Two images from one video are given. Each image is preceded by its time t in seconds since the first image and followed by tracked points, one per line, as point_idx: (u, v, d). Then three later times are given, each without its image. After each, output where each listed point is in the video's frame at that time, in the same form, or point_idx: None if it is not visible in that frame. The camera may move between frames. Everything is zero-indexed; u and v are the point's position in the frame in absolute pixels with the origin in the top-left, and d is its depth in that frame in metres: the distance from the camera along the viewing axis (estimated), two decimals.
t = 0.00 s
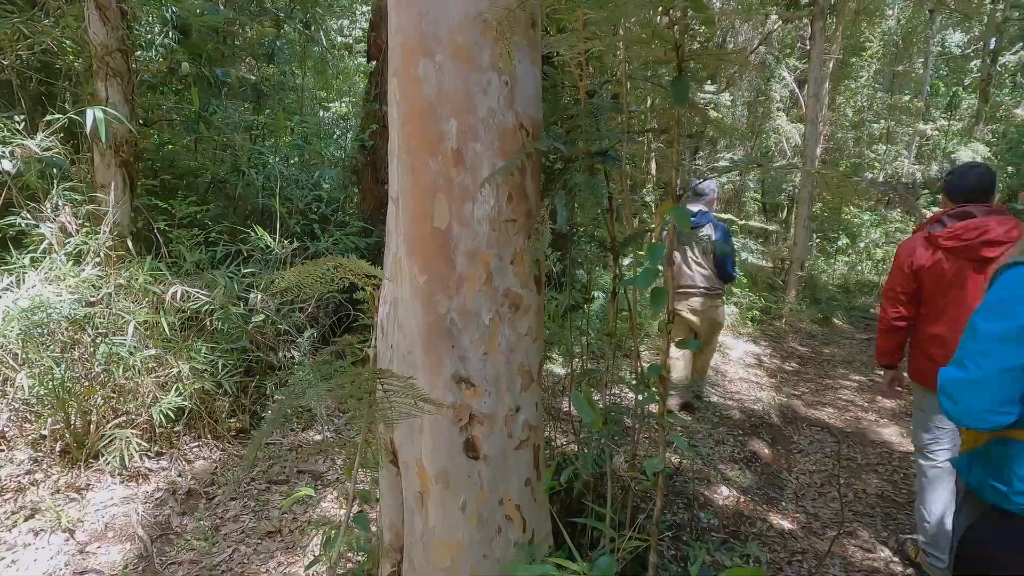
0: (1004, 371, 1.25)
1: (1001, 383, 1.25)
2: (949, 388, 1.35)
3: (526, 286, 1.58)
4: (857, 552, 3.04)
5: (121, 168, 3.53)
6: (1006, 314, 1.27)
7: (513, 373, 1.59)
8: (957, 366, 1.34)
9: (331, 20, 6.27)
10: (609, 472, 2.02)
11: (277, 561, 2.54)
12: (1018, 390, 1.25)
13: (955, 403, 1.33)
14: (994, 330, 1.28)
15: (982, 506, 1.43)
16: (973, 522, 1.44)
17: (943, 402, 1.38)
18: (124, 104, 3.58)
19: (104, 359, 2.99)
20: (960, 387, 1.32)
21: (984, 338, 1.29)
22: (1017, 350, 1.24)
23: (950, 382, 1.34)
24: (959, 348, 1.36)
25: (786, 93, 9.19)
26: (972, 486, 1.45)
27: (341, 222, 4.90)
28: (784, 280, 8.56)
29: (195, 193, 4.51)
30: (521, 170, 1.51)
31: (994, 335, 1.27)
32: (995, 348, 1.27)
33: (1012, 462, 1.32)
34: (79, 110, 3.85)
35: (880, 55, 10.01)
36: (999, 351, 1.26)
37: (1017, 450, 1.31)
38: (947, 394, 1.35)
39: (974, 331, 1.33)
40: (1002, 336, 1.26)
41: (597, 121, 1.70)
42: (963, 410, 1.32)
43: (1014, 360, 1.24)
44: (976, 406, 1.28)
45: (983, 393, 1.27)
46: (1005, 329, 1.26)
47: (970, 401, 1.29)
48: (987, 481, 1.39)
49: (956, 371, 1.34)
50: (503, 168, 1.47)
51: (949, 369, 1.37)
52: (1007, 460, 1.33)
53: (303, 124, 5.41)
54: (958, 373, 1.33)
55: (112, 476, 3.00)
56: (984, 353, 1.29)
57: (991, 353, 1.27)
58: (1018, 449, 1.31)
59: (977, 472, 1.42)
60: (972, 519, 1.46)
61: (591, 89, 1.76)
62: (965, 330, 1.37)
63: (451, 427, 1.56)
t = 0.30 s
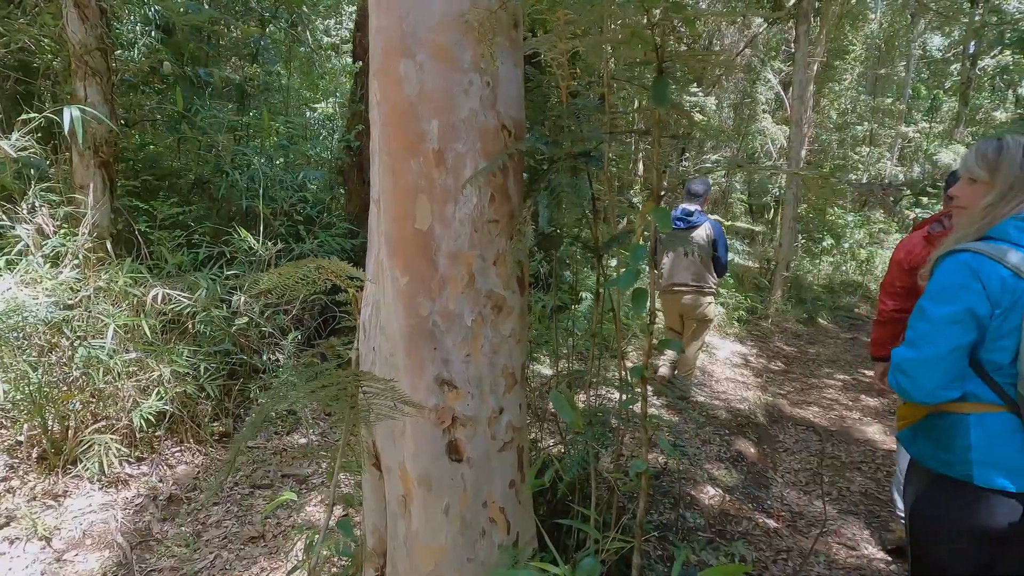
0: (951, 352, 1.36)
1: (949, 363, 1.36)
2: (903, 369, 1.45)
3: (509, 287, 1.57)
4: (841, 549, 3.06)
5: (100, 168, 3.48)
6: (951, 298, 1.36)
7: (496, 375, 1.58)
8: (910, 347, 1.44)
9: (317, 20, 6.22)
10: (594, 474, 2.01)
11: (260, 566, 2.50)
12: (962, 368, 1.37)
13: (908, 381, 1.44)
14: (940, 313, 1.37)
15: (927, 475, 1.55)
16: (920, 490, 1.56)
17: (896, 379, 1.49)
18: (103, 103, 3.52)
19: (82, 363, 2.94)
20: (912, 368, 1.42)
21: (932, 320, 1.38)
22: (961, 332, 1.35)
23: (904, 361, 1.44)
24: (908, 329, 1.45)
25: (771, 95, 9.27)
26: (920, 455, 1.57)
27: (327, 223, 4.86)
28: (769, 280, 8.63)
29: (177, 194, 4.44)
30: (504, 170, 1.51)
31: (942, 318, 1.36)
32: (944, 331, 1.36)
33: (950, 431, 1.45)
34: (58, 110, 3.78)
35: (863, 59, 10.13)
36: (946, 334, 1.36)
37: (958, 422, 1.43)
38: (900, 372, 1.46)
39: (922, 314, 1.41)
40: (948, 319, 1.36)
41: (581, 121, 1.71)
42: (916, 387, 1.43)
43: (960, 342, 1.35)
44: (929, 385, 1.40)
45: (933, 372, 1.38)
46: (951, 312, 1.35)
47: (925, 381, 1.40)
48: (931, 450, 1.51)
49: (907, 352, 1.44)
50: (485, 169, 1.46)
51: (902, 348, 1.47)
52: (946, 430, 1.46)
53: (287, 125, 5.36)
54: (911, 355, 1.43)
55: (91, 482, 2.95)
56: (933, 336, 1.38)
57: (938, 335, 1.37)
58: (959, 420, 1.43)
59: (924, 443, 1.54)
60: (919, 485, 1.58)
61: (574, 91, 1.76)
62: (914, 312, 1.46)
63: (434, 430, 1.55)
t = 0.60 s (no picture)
0: (934, 348, 1.41)
1: (933, 359, 1.41)
2: (888, 370, 1.47)
3: (480, 289, 1.56)
4: (816, 545, 3.11)
5: (67, 169, 3.39)
6: (928, 297, 1.41)
7: (469, 377, 1.57)
8: (894, 347, 1.46)
9: (295, 19, 6.15)
10: (568, 475, 2.00)
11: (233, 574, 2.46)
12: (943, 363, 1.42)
13: (896, 381, 1.46)
14: (922, 312, 1.41)
15: (906, 467, 1.60)
16: (899, 482, 1.60)
17: (878, 379, 1.51)
18: (70, 103, 3.43)
19: (47, 369, 2.87)
20: (897, 367, 1.45)
21: (914, 320, 1.42)
22: (941, 328, 1.40)
23: (892, 361, 1.45)
24: (888, 329, 1.48)
25: (749, 98, 9.39)
26: (897, 449, 1.62)
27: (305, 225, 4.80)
28: (747, 280, 8.75)
29: (149, 195, 4.35)
30: (474, 172, 1.50)
31: (924, 316, 1.41)
32: (927, 329, 1.40)
33: (928, 423, 1.51)
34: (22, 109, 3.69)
35: (838, 63, 10.32)
36: (929, 331, 1.40)
37: (934, 414, 1.49)
38: (886, 373, 1.47)
39: (903, 313, 1.45)
40: (929, 317, 1.40)
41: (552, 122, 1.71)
42: (902, 386, 1.45)
43: (940, 338, 1.40)
44: (915, 382, 1.43)
45: (919, 370, 1.42)
46: (931, 310, 1.40)
47: (911, 378, 1.43)
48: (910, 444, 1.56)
49: (891, 352, 1.46)
50: (455, 170, 1.45)
51: (883, 347, 1.49)
52: (923, 422, 1.51)
53: (264, 125, 5.29)
54: (896, 354, 1.45)
55: (57, 491, 2.87)
56: (917, 335, 1.42)
57: (921, 332, 1.41)
58: (936, 412, 1.49)
59: (900, 437, 1.59)
60: (894, 478, 1.63)
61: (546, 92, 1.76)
62: (890, 312, 1.50)
63: (405, 433, 1.53)
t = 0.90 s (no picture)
0: (931, 343, 1.47)
1: (929, 353, 1.48)
2: (895, 367, 1.47)
3: (442, 291, 1.55)
4: (782, 540, 3.17)
5: (18, 169, 3.28)
6: (926, 293, 1.47)
7: (431, 380, 1.56)
8: (899, 344, 1.47)
9: (262, 18, 6.04)
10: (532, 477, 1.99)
11: None
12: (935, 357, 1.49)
13: (903, 378, 1.47)
14: (923, 309, 1.46)
15: (884, 456, 1.66)
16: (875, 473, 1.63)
17: (877, 377, 1.51)
18: (22, 101, 3.32)
19: None
20: (903, 364, 1.47)
21: (917, 317, 1.47)
22: (935, 322, 1.48)
23: (900, 358, 1.46)
24: (889, 326, 1.49)
25: (718, 102, 9.56)
26: (876, 438, 1.66)
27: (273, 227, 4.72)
28: (718, 281, 8.89)
29: (109, 196, 4.22)
30: (435, 173, 1.49)
31: (923, 313, 1.47)
32: (927, 325, 1.46)
33: (910, 412, 1.58)
34: None
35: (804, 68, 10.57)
36: (927, 326, 1.47)
37: (916, 405, 1.57)
38: (894, 371, 1.47)
39: (904, 310, 1.48)
40: (928, 313, 1.46)
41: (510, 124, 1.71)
42: (906, 382, 1.48)
43: (935, 332, 1.47)
44: (917, 376, 1.47)
45: (921, 365, 1.47)
46: (928, 306, 1.47)
47: (916, 373, 1.47)
48: (892, 435, 1.62)
49: (897, 349, 1.47)
50: (416, 172, 1.44)
51: (882, 345, 1.50)
52: (907, 414, 1.58)
53: (229, 126, 5.18)
54: (902, 351, 1.47)
55: (7, 504, 2.76)
56: (919, 330, 1.46)
57: (923, 328, 1.46)
58: (916, 403, 1.57)
59: (880, 427, 1.64)
60: (871, 467, 1.69)
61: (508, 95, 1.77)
62: (883, 309, 1.52)
63: (366, 438, 1.52)
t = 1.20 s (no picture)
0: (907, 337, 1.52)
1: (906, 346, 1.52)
2: (877, 362, 1.50)
3: (406, 293, 1.54)
4: (750, 535, 3.22)
5: None
6: (899, 289, 1.53)
7: (395, 383, 1.55)
8: (880, 340, 1.50)
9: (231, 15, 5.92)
10: (498, 481, 1.98)
11: None
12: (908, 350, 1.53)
13: (885, 372, 1.50)
14: (898, 304, 1.51)
15: (857, 445, 1.69)
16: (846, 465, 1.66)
17: (859, 371, 1.53)
18: None
19: None
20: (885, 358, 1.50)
21: (893, 312, 1.51)
22: (908, 317, 1.53)
23: (883, 353, 1.49)
24: (868, 322, 1.52)
25: (691, 105, 9.70)
26: (851, 428, 1.69)
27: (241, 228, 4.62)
28: (692, 281, 9.02)
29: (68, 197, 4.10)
30: (398, 175, 1.48)
31: (899, 308, 1.51)
32: (902, 319, 1.51)
33: (884, 402, 1.62)
34: None
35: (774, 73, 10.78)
36: (903, 320, 1.51)
37: (886, 394, 1.61)
38: (877, 365, 1.49)
39: (881, 306, 1.52)
40: (901, 308, 1.52)
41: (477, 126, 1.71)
42: (887, 375, 1.50)
43: (908, 326, 1.52)
44: (898, 370, 1.50)
45: (901, 358, 1.50)
46: (902, 301, 1.52)
47: (897, 367, 1.50)
48: (865, 425, 1.66)
49: (879, 344, 1.49)
50: (378, 173, 1.43)
51: (862, 340, 1.52)
52: (879, 404, 1.62)
53: (196, 125, 5.06)
54: (884, 346, 1.49)
55: None
56: (897, 325, 1.51)
57: (899, 323, 1.51)
58: (886, 394, 1.62)
59: (854, 418, 1.67)
60: (846, 458, 1.72)
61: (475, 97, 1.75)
62: (861, 306, 1.55)
63: (329, 442, 1.50)
